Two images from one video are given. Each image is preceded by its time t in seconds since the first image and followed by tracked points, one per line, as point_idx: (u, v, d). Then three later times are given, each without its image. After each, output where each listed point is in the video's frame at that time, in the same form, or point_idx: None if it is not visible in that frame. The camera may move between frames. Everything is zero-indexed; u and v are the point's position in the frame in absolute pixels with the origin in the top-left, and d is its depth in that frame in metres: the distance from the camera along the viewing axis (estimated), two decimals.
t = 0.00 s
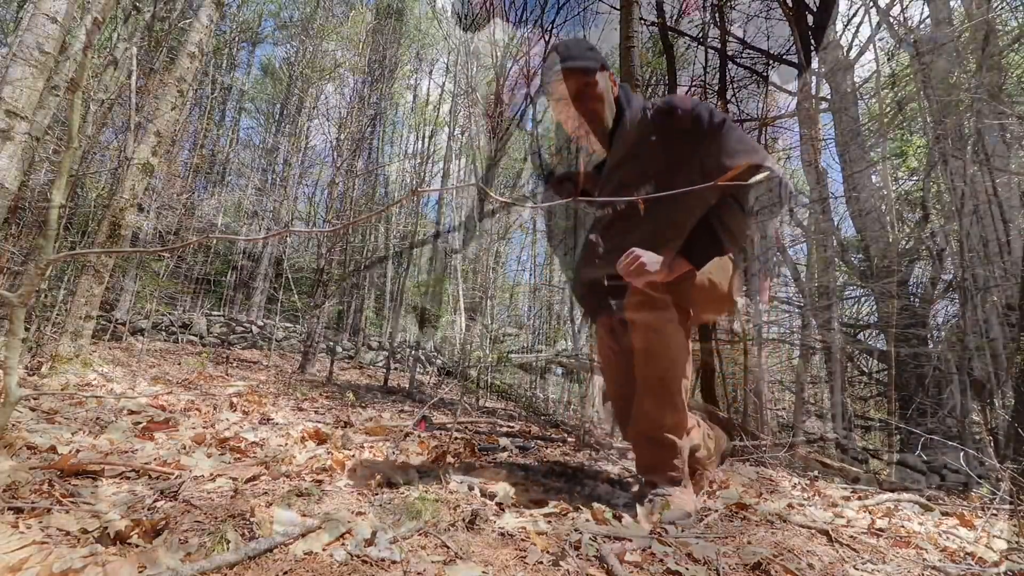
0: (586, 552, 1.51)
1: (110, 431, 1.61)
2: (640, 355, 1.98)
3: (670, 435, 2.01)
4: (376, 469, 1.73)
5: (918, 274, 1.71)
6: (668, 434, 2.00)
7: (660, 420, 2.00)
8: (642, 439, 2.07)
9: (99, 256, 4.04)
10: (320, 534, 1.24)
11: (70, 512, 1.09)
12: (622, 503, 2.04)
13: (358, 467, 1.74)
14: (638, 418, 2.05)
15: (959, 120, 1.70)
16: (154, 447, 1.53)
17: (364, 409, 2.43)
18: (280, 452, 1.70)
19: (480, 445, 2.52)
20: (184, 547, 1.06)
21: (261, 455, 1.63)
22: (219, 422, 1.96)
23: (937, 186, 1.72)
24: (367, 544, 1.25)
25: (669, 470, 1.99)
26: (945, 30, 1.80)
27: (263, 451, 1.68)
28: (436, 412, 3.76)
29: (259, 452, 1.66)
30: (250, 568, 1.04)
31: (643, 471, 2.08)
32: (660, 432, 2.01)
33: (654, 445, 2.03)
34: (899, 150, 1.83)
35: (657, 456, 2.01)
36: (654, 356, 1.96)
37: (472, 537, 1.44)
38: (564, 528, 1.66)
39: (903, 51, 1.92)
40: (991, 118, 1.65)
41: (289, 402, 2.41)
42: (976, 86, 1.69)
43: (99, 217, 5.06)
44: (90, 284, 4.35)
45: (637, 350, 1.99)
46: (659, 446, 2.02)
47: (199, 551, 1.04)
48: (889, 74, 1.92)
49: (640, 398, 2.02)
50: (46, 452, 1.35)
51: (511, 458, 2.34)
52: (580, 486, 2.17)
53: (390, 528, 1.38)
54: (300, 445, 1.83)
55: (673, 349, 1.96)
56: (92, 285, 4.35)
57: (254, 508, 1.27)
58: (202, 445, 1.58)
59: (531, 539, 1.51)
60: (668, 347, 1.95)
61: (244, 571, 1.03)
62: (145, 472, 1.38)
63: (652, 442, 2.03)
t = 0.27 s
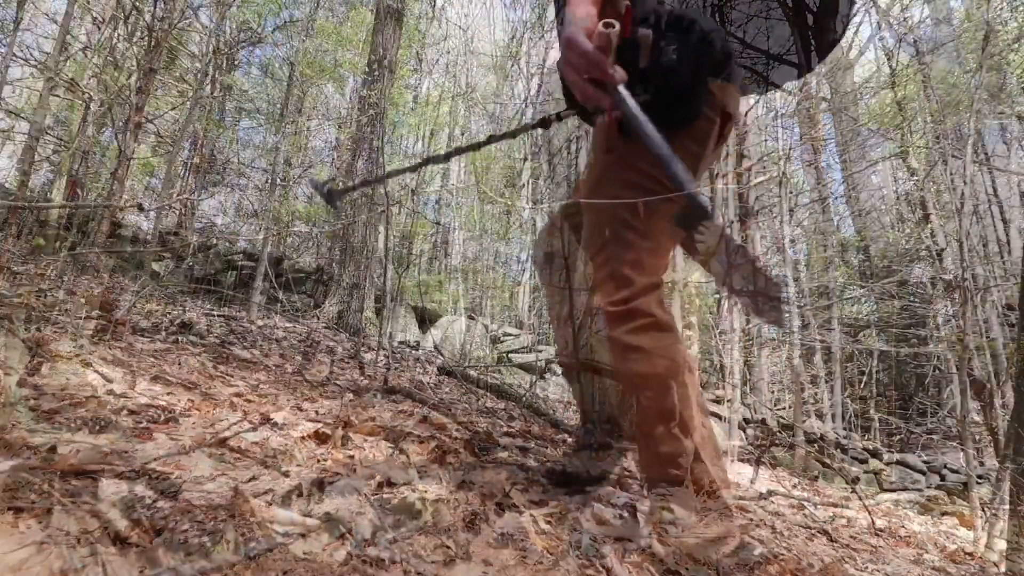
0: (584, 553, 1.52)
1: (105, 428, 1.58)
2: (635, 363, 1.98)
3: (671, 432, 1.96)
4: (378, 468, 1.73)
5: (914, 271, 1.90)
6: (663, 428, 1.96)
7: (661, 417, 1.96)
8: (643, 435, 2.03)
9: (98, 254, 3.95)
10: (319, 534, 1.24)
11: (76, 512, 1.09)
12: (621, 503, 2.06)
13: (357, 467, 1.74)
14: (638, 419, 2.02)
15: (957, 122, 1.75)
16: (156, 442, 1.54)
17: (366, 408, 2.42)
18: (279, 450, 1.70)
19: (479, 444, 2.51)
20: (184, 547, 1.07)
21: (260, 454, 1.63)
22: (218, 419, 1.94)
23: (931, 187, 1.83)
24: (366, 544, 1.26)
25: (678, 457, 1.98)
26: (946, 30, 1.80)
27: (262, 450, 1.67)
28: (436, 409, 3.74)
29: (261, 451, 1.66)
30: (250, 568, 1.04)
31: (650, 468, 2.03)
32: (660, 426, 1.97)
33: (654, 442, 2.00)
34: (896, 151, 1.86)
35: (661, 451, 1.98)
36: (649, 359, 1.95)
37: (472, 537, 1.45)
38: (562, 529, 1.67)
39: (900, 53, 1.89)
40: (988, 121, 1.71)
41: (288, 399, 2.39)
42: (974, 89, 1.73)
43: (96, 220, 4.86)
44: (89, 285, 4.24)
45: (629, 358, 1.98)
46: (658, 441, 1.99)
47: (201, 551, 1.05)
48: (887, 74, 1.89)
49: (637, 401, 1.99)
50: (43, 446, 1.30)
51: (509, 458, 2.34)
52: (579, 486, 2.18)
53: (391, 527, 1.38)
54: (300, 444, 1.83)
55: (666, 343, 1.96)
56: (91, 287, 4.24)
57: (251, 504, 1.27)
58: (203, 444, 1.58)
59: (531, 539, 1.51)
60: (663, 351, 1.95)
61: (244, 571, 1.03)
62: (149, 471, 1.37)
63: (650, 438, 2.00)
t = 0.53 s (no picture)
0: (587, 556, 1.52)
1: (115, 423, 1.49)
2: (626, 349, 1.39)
3: (678, 429, 1.34)
4: (377, 468, 1.72)
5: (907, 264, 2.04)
6: (669, 429, 1.34)
7: (663, 413, 1.35)
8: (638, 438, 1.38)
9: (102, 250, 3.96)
10: (320, 534, 1.24)
11: (65, 511, 0.99)
12: (620, 505, 2.07)
13: (357, 467, 1.73)
14: (630, 418, 1.39)
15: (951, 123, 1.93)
16: (162, 439, 1.45)
17: (366, 407, 2.40)
18: (279, 449, 1.68)
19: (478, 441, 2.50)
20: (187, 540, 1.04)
21: (259, 451, 1.60)
22: (216, 414, 1.92)
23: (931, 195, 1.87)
24: (365, 545, 1.26)
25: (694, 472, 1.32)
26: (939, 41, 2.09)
27: (262, 448, 1.65)
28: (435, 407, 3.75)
29: (261, 450, 1.63)
30: (250, 568, 1.03)
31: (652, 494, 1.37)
32: (662, 416, 1.35)
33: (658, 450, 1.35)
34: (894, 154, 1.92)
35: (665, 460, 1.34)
36: (643, 336, 1.38)
37: (472, 536, 1.44)
38: (567, 532, 1.67)
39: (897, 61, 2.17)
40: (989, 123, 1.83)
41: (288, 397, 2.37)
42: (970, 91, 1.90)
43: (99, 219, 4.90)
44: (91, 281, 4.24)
45: (619, 340, 1.40)
46: (664, 448, 1.34)
47: (202, 550, 1.02)
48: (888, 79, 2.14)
49: (626, 396, 1.39)
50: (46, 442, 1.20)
51: (506, 458, 2.32)
52: (579, 486, 2.17)
53: (390, 529, 1.38)
54: (301, 444, 1.81)
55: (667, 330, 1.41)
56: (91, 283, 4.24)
57: (253, 502, 1.24)
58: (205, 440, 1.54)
59: (531, 539, 1.52)
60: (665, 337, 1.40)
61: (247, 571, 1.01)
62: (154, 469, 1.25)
63: (650, 447, 1.36)
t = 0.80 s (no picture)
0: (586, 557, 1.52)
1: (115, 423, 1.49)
2: (631, 350, 1.37)
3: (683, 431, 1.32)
4: (378, 468, 1.72)
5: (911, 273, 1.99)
6: (676, 432, 1.32)
7: (667, 415, 1.33)
8: (641, 439, 1.37)
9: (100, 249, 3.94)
10: (320, 534, 1.23)
11: (65, 512, 0.98)
12: (620, 505, 2.08)
13: (357, 467, 1.72)
14: (634, 419, 1.37)
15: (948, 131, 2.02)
16: (162, 439, 1.45)
17: (366, 407, 2.40)
18: (280, 449, 1.67)
19: (478, 442, 2.49)
20: (187, 540, 1.04)
21: (258, 451, 1.59)
22: (216, 414, 1.91)
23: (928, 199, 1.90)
24: (365, 548, 1.25)
25: (697, 475, 1.31)
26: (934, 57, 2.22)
27: (262, 448, 1.65)
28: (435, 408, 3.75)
29: (261, 450, 1.63)
30: (250, 568, 1.03)
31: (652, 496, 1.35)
32: (665, 417, 1.33)
33: (660, 451, 1.34)
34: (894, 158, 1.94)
35: (667, 460, 1.33)
36: (649, 339, 1.37)
37: (472, 536, 1.44)
38: (567, 532, 1.68)
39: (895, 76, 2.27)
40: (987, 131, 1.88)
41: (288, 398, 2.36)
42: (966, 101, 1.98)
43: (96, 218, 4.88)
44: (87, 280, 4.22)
45: (625, 341, 1.38)
46: (667, 449, 1.33)
47: (201, 550, 1.01)
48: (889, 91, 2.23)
49: (631, 397, 1.37)
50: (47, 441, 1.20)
51: (506, 459, 2.32)
52: (579, 486, 2.17)
53: (391, 531, 1.37)
54: (301, 444, 1.81)
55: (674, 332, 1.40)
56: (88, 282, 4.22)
57: (253, 502, 1.24)
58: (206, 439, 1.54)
59: (531, 539, 1.53)
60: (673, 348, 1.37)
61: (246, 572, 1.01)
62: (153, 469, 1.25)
63: (653, 448, 1.35)
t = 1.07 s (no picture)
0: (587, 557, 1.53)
1: (115, 423, 1.49)
2: (632, 359, 1.36)
3: (685, 439, 1.32)
4: (378, 468, 1.72)
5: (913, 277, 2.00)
6: (678, 440, 1.32)
7: (669, 425, 1.33)
8: (644, 448, 1.36)
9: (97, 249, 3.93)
10: (320, 534, 1.23)
11: (65, 511, 0.98)
12: (620, 504, 2.08)
13: (358, 467, 1.73)
14: (634, 426, 1.37)
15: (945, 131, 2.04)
16: (162, 439, 1.45)
17: (367, 407, 2.41)
18: (281, 450, 1.67)
19: (479, 442, 2.49)
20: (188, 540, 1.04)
21: (259, 450, 1.60)
22: (216, 414, 1.91)
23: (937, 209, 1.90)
24: (365, 544, 1.26)
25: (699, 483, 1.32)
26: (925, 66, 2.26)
27: (262, 447, 1.66)
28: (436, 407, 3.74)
29: (262, 450, 1.63)
30: (250, 568, 1.03)
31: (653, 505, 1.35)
32: (667, 425, 1.33)
33: (661, 459, 1.33)
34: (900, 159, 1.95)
35: (668, 468, 1.33)
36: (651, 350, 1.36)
37: (472, 536, 1.44)
38: (567, 531, 1.68)
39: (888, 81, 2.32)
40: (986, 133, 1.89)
41: (288, 400, 2.37)
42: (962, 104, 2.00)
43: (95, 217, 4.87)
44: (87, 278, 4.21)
45: (624, 348, 1.38)
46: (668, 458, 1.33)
47: (202, 550, 1.02)
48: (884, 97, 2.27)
49: (631, 405, 1.36)
50: (47, 441, 1.20)
51: (508, 459, 2.32)
52: (579, 486, 2.18)
53: (391, 528, 1.38)
54: (301, 444, 1.81)
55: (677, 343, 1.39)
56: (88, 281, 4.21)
57: (253, 502, 1.24)
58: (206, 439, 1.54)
59: (531, 539, 1.53)
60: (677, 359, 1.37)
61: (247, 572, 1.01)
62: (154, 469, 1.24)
63: (654, 457, 1.34)
